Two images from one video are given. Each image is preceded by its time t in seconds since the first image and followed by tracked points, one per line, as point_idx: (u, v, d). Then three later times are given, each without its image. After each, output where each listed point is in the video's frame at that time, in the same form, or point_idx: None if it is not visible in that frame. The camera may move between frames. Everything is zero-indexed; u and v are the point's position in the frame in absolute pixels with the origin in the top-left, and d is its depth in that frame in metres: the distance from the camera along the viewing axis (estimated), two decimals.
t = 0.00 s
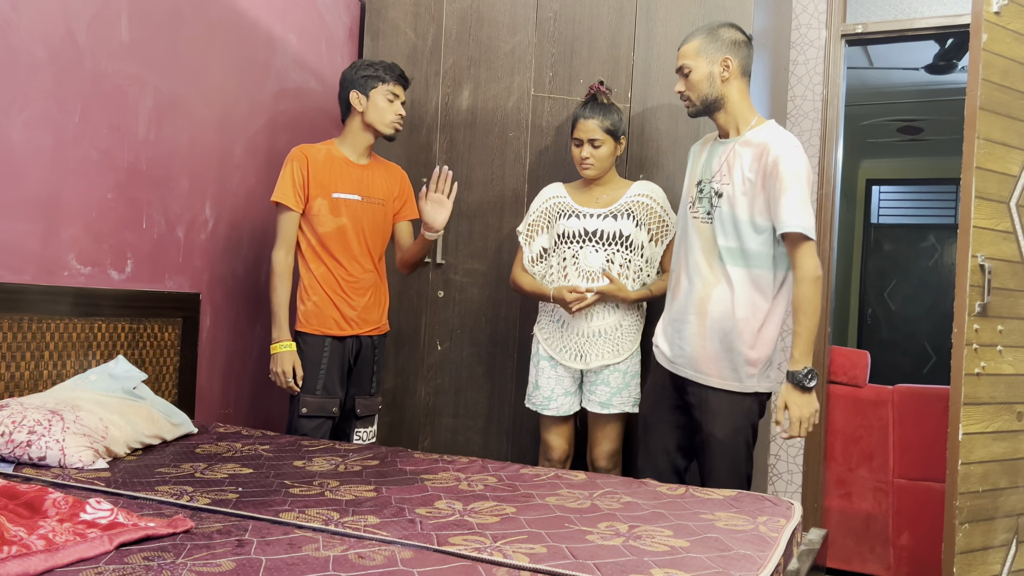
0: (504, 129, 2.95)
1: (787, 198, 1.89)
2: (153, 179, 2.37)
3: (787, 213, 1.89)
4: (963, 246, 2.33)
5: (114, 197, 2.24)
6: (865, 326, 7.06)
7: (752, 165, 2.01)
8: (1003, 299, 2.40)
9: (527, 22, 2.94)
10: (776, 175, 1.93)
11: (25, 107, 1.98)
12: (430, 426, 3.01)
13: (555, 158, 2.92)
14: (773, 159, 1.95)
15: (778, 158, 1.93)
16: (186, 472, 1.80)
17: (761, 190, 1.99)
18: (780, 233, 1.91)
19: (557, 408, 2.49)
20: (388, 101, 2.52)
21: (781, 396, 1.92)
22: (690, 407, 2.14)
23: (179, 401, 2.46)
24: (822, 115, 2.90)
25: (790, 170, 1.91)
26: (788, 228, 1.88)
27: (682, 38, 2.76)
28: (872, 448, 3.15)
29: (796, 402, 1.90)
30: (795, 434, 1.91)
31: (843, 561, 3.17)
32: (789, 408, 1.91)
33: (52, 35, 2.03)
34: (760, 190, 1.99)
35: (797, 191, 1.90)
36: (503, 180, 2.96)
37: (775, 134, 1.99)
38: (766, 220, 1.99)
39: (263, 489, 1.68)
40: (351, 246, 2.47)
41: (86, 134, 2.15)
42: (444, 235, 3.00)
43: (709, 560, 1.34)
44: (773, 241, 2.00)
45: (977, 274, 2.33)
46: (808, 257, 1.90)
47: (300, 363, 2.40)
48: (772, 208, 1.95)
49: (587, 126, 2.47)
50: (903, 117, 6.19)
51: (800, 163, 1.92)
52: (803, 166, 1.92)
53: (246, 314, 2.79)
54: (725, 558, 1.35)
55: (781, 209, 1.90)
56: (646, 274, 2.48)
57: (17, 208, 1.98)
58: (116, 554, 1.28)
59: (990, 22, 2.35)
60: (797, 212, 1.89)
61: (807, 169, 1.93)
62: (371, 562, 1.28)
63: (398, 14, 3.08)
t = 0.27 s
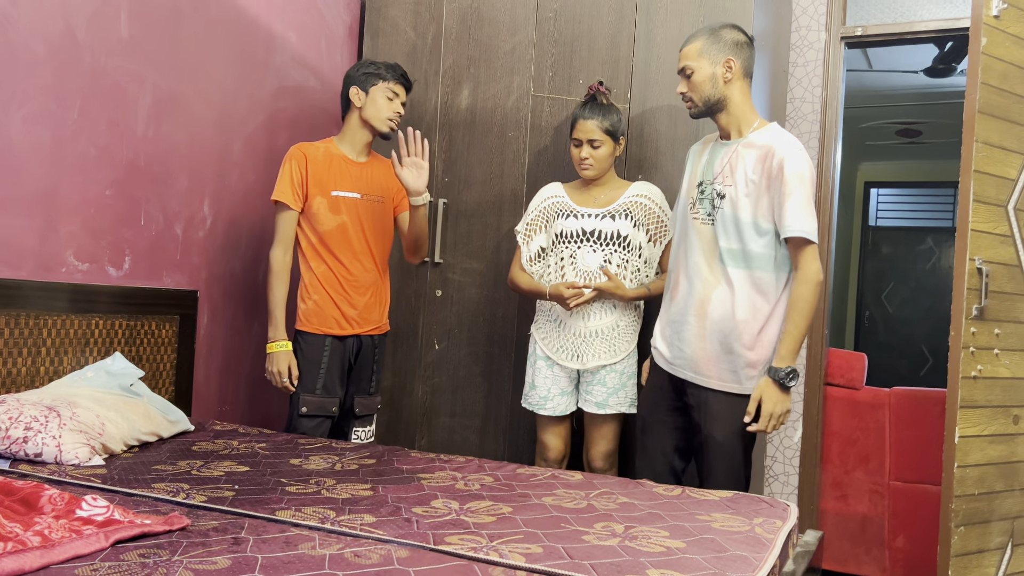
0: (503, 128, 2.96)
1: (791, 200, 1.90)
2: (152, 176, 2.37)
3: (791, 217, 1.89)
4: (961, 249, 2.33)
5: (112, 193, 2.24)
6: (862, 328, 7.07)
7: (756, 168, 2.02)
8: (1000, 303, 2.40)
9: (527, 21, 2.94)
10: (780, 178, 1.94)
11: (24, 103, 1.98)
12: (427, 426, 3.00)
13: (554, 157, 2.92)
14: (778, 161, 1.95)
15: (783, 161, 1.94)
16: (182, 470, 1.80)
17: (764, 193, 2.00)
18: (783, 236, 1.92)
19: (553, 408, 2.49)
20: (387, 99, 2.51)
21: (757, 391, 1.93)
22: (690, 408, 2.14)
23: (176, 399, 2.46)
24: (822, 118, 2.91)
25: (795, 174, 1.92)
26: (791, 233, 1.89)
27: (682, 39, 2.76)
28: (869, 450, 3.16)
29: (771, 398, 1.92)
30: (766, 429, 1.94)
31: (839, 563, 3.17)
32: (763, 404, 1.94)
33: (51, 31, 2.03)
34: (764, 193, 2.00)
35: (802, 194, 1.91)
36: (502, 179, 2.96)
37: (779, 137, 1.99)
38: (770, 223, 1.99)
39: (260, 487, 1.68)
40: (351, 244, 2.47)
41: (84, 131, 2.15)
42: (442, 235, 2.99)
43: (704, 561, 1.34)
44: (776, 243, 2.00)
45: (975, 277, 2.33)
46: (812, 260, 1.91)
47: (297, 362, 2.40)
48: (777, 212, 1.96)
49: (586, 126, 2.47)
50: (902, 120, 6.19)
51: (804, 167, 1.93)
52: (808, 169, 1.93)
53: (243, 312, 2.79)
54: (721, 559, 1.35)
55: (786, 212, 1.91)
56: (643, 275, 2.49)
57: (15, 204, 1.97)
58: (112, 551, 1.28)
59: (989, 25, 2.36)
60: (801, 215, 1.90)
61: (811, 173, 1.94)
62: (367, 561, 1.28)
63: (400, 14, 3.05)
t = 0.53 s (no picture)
0: (502, 127, 2.95)
1: (795, 202, 1.91)
2: (150, 172, 2.37)
3: (794, 218, 1.89)
4: (958, 252, 2.33)
5: (110, 189, 2.23)
6: (859, 330, 7.08)
7: (758, 169, 2.02)
8: (997, 306, 2.40)
9: (527, 21, 2.93)
10: (782, 179, 1.94)
11: (22, 98, 1.97)
12: (424, 424, 3.00)
13: (553, 157, 2.92)
14: (780, 163, 1.96)
15: (785, 162, 1.94)
16: (178, 466, 1.80)
17: (766, 195, 2.00)
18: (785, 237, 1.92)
19: (549, 407, 2.49)
20: (386, 95, 2.52)
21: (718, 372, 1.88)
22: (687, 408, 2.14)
23: (172, 395, 2.45)
24: (821, 120, 2.91)
25: (797, 176, 1.92)
26: (793, 233, 1.89)
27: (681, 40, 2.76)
28: (865, 452, 3.15)
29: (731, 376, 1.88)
30: (713, 404, 1.89)
31: (833, 564, 3.18)
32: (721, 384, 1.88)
33: (50, 26, 2.03)
34: (765, 195, 2.00)
35: (804, 196, 1.91)
36: (500, 178, 2.96)
37: (781, 138, 2.00)
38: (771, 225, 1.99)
39: (255, 484, 1.68)
40: (350, 241, 2.47)
41: (83, 126, 2.14)
42: (440, 233, 2.99)
43: (699, 562, 1.34)
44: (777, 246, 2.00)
45: (972, 280, 2.34)
46: (813, 261, 1.90)
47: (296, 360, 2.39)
48: (778, 214, 1.96)
49: (585, 126, 2.47)
50: (901, 123, 6.20)
51: (807, 169, 1.93)
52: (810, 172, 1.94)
53: (241, 309, 2.79)
54: (716, 560, 1.35)
55: (788, 213, 1.91)
56: (640, 275, 2.48)
57: (13, 199, 1.97)
58: (107, 547, 1.28)
59: (988, 29, 2.36)
60: (803, 216, 1.90)
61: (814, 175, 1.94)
62: (363, 559, 1.28)
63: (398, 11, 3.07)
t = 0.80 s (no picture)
0: (500, 126, 2.96)
1: (788, 200, 1.94)
2: (148, 167, 2.37)
3: (787, 215, 1.93)
4: (954, 255, 2.33)
5: (108, 184, 2.23)
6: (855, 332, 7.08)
7: (753, 168, 2.03)
8: (993, 308, 2.41)
9: (527, 19, 2.93)
10: (776, 178, 1.97)
11: (20, 92, 1.97)
12: (419, 422, 3.00)
13: (551, 156, 2.92)
14: (775, 162, 1.98)
15: (780, 162, 1.97)
16: (173, 462, 1.80)
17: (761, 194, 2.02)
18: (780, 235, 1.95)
19: (545, 406, 2.50)
20: (380, 90, 2.51)
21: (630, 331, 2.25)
22: (682, 408, 2.14)
23: (168, 390, 2.45)
24: (819, 121, 2.92)
25: (791, 175, 1.96)
26: (788, 230, 1.93)
27: (680, 40, 2.77)
28: (859, 453, 3.17)
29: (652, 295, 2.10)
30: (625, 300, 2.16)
31: (827, 565, 3.18)
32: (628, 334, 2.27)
33: (48, 20, 2.02)
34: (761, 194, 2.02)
35: (798, 194, 1.95)
36: (498, 177, 2.96)
37: (775, 138, 2.02)
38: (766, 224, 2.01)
39: (251, 481, 1.68)
40: (349, 238, 2.47)
41: (81, 120, 2.14)
42: (437, 230, 2.99)
43: (693, 561, 1.34)
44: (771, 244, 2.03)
45: (968, 282, 2.34)
46: (779, 257, 1.96)
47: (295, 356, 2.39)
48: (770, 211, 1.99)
49: (582, 125, 2.47)
50: (899, 125, 6.20)
51: (800, 170, 1.97)
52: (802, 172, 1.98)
53: (237, 305, 2.79)
54: (710, 560, 1.36)
55: (781, 210, 1.94)
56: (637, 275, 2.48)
57: (9, 193, 1.97)
58: (101, 542, 1.28)
59: (987, 32, 2.36)
60: (796, 214, 1.94)
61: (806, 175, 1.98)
62: (357, 556, 1.28)
63: (398, 8, 3.07)
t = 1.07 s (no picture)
0: (498, 124, 2.95)
1: (760, 198, 1.94)
2: (144, 161, 2.36)
3: (751, 211, 1.93)
4: (951, 257, 2.34)
5: (104, 178, 2.22)
6: (850, 333, 7.09)
7: (741, 166, 2.03)
8: (989, 310, 2.41)
9: (526, 17, 2.93)
10: (756, 176, 1.96)
11: (17, 85, 1.96)
12: (415, 419, 3.00)
13: (548, 154, 2.92)
14: (758, 159, 1.98)
15: (762, 159, 1.97)
16: (168, 457, 1.80)
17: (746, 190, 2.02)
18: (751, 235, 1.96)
19: (541, 404, 2.49)
20: (377, 86, 2.51)
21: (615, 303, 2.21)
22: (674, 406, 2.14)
23: (164, 385, 2.45)
24: (817, 122, 2.92)
25: (771, 172, 1.95)
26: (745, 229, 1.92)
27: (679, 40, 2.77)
28: (854, 454, 3.17)
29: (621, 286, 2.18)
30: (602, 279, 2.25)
31: (821, 566, 3.19)
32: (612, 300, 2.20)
33: (46, 13, 2.02)
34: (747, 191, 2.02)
35: (771, 192, 1.94)
36: (496, 175, 2.96)
37: (763, 136, 2.02)
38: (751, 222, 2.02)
39: (246, 477, 1.68)
40: (347, 235, 2.46)
41: (78, 114, 2.13)
42: (435, 228, 2.98)
43: (688, 561, 1.34)
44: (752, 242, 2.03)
45: (964, 284, 2.34)
46: (734, 247, 1.93)
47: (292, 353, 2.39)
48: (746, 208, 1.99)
49: (580, 124, 2.47)
50: (897, 126, 6.21)
51: (781, 168, 1.96)
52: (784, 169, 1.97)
53: (233, 301, 2.78)
54: (704, 559, 1.36)
55: (750, 208, 1.94)
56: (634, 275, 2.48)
57: (6, 186, 1.96)
58: (96, 537, 1.28)
59: (986, 34, 2.37)
60: (765, 212, 1.93)
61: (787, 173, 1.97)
62: (352, 553, 1.28)
63: (397, 5, 3.05)
